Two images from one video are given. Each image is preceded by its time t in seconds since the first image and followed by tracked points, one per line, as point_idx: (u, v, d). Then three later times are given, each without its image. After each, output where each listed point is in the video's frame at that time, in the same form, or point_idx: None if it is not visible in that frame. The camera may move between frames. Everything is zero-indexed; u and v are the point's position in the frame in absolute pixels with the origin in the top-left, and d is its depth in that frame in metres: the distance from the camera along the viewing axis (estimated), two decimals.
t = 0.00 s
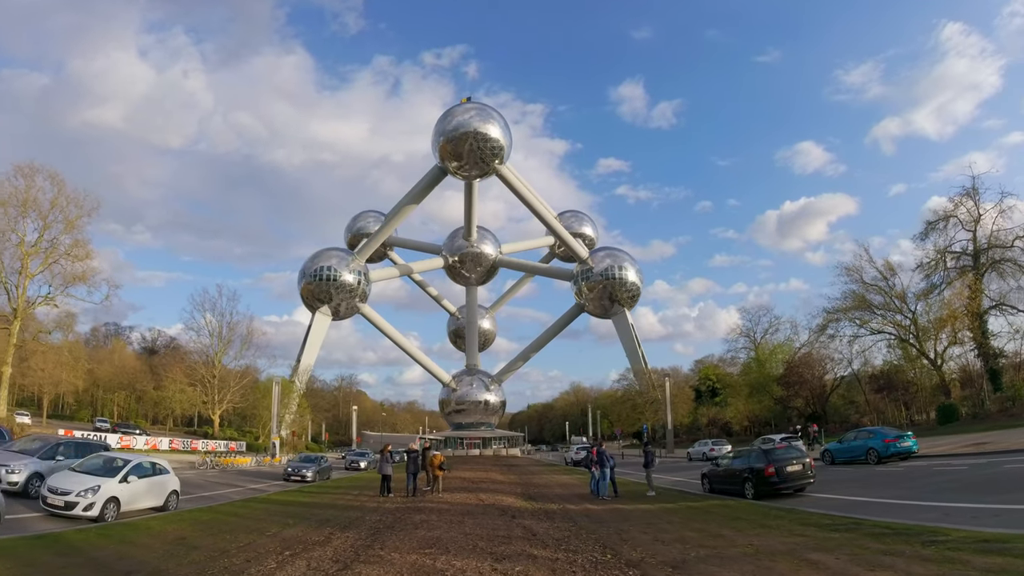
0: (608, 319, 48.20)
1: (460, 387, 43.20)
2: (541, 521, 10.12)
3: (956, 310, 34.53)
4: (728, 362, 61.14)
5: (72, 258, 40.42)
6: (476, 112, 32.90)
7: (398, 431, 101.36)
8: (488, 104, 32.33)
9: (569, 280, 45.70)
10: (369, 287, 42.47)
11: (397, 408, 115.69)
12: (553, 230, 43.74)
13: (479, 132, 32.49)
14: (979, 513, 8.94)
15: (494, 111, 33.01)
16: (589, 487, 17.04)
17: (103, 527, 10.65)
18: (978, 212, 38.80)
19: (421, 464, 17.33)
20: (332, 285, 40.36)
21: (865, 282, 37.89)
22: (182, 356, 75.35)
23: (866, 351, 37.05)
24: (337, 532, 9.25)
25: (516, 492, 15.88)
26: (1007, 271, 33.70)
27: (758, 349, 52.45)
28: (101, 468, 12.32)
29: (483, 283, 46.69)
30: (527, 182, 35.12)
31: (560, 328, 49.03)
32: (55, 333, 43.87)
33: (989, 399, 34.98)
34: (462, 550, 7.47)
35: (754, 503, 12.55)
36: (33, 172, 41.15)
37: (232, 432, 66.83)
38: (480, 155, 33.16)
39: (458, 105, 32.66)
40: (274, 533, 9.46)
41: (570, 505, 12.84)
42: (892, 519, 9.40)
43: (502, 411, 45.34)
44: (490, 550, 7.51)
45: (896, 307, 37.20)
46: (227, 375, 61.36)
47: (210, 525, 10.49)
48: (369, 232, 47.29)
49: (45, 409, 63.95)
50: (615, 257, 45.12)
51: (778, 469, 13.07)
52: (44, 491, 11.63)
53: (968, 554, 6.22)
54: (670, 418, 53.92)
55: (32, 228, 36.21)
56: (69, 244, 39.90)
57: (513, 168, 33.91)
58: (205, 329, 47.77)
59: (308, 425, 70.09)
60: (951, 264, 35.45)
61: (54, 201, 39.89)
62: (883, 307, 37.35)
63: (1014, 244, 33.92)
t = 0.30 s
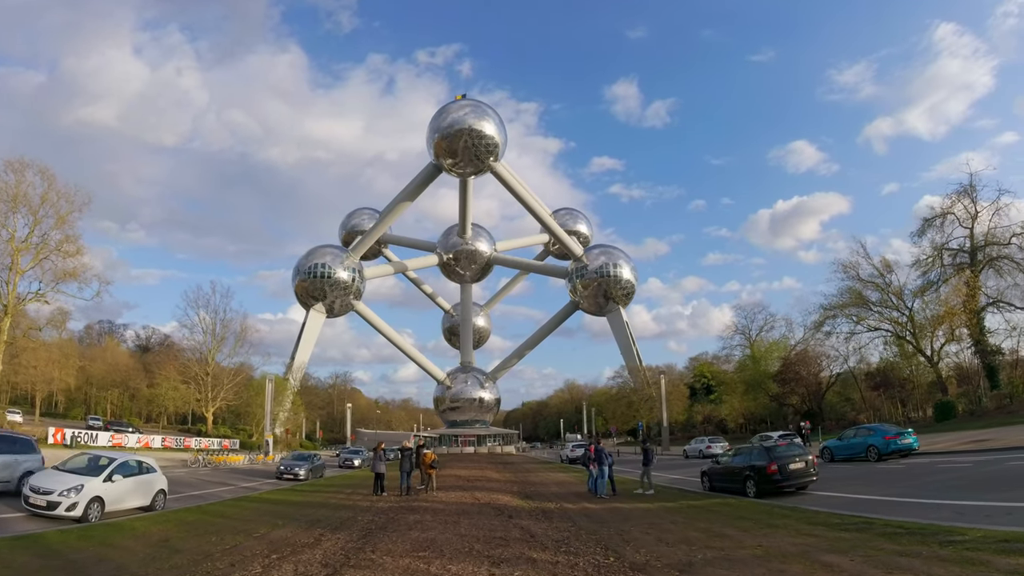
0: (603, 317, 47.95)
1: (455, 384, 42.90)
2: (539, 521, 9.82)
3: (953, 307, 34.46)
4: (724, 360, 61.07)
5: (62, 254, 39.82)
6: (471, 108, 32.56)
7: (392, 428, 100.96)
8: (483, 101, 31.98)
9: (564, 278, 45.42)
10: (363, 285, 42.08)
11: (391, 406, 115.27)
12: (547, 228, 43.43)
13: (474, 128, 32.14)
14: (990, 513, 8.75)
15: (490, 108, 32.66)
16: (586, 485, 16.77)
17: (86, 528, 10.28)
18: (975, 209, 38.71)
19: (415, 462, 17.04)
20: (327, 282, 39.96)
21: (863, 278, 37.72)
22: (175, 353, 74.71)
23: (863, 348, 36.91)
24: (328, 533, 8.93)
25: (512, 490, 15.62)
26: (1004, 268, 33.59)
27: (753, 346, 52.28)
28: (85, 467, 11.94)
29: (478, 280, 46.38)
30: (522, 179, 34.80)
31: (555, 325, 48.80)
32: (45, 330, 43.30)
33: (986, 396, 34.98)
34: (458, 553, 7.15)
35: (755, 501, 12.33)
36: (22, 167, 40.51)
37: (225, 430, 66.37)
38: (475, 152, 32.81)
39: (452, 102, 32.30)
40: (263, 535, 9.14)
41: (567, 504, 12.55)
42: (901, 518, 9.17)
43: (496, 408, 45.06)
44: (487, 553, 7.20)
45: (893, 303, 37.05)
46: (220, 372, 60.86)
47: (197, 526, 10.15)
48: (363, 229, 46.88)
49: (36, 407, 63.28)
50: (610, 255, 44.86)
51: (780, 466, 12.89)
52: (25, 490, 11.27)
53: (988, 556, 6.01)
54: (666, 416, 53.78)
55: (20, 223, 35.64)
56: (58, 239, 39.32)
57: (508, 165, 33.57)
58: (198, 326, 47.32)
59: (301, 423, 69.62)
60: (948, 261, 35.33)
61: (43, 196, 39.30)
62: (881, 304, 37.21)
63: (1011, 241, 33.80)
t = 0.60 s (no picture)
0: (598, 315, 47.66)
1: (449, 382, 42.51)
2: (535, 523, 9.47)
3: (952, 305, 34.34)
4: (719, 358, 60.92)
5: (52, 249, 39.21)
6: (466, 106, 32.17)
7: (386, 427, 100.50)
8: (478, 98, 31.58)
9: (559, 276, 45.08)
10: (357, 282, 41.62)
11: (385, 404, 114.80)
12: (542, 225, 43.07)
13: (469, 126, 31.77)
14: (1003, 512, 8.49)
15: (484, 106, 32.28)
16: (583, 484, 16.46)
17: (65, 529, 9.87)
18: (973, 207, 38.62)
19: (409, 461, 16.69)
20: (320, 280, 39.50)
21: (861, 276, 37.52)
22: (167, 351, 74.02)
23: (860, 346, 36.74)
24: (316, 536, 8.55)
25: (507, 489, 15.29)
26: (1001, 266, 33.46)
27: (749, 343, 52.11)
28: (66, 465, 11.52)
29: (472, 278, 46.01)
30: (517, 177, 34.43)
31: (550, 323, 48.49)
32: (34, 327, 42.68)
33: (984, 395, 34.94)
34: (450, 558, 6.77)
35: (757, 500, 12.05)
36: (10, 161, 39.86)
37: (218, 428, 65.79)
38: (470, 150, 32.43)
39: (447, 99, 31.90)
40: (247, 536, 8.76)
41: (565, 504, 12.22)
42: (910, 518, 8.90)
43: (491, 407, 44.70)
44: (480, 557, 6.85)
45: (891, 301, 36.87)
46: (212, 370, 60.33)
47: (179, 528, 9.77)
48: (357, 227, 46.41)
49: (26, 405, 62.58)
50: (605, 253, 44.55)
51: (783, 465, 12.59)
52: (3, 490, 10.83)
53: (1010, 557, 5.73)
54: (662, 414, 53.58)
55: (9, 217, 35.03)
56: (48, 234, 38.70)
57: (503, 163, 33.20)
58: (190, 324, 46.78)
59: (295, 422, 69.08)
60: (946, 258, 35.16)
61: (33, 190, 38.69)
62: (878, 301, 37.04)
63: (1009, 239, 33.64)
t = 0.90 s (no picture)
0: (601, 313, 47.17)
1: (450, 380, 42.09)
2: (538, 525, 9.00)
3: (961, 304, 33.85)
4: (722, 357, 60.44)
5: (49, 243, 38.81)
6: (469, 101, 31.70)
7: (387, 425, 100.22)
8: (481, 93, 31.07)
9: (561, 274, 44.59)
10: (358, 279, 41.18)
11: (386, 402, 114.39)
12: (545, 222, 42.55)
13: (472, 122, 31.29)
14: None
15: (487, 101, 31.78)
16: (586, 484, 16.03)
17: (45, 528, 9.43)
18: (982, 204, 38.07)
19: (407, 460, 16.28)
20: (321, 277, 39.07)
21: (869, 274, 37.02)
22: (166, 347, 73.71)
23: (867, 345, 36.23)
24: (307, 537, 8.09)
25: (507, 489, 14.87)
26: (1011, 265, 32.87)
27: (753, 343, 51.55)
28: (50, 461, 11.09)
29: (474, 276, 45.53)
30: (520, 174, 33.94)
31: (552, 321, 48.03)
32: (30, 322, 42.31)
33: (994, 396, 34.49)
34: (448, 563, 6.31)
35: (768, 503, 11.60)
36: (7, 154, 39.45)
37: (217, 425, 65.46)
38: (473, 146, 31.96)
39: (450, 94, 31.42)
40: (236, 537, 8.32)
41: (568, 505, 11.78)
42: (934, 522, 8.48)
43: (493, 405, 44.24)
44: (481, 562, 6.38)
45: (899, 300, 36.37)
46: (211, 366, 60.01)
47: (165, 528, 9.33)
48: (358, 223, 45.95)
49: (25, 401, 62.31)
50: (608, 250, 44.07)
51: (795, 465, 12.13)
52: None
53: None
54: (665, 413, 53.13)
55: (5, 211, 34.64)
56: (44, 228, 38.31)
57: (506, 160, 32.71)
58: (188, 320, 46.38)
59: (295, 419, 68.73)
60: (955, 256, 34.57)
61: (30, 183, 38.31)
62: (886, 300, 36.53)
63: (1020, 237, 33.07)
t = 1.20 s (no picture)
0: (609, 309, 46.67)
1: (457, 375, 41.75)
2: (547, 524, 8.58)
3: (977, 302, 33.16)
4: (731, 354, 59.85)
5: (54, 233, 38.64)
6: (477, 95, 31.24)
7: (393, 419, 100.17)
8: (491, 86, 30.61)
9: (569, 269, 44.13)
10: (365, 273, 40.83)
11: (393, 397, 114.43)
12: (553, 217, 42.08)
13: (480, 115, 30.84)
14: None
15: (496, 95, 31.32)
16: (595, 482, 15.60)
17: (34, 521, 9.09)
18: (999, 201, 37.29)
19: (412, 455, 15.91)
20: (328, 270, 38.76)
21: (883, 271, 36.35)
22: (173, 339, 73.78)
23: (880, 343, 35.62)
24: (305, 534, 7.70)
25: (515, 486, 14.49)
26: None
27: (763, 340, 50.90)
28: (42, 452, 10.79)
29: (482, 270, 45.12)
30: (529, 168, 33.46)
31: (559, 317, 47.62)
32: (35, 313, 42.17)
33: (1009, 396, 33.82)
34: (454, 566, 5.87)
35: (786, 503, 11.17)
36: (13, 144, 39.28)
37: (223, 418, 65.42)
38: (481, 139, 31.50)
39: (458, 87, 30.97)
40: (230, 534, 7.91)
41: (578, 503, 11.37)
42: (967, 525, 8.01)
43: (499, 400, 43.87)
44: (487, 565, 5.94)
45: (913, 297, 35.71)
46: (217, 359, 59.94)
47: (157, 523, 8.95)
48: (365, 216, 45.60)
49: (31, 393, 62.40)
50: (616, 246, 43.59)
51: (814, 465, 11.66)
52: None
53: None
54: (674, 410, 52.64)
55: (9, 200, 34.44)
56: (49, 218, 38.14)
57: (515, 154, 32.25)
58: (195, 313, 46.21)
59: (300, 412, 68.64)
60: (969, 254, 33.57)
61: (35, 173, 38.14)
62: (900, 298, 35.88)
63: None
